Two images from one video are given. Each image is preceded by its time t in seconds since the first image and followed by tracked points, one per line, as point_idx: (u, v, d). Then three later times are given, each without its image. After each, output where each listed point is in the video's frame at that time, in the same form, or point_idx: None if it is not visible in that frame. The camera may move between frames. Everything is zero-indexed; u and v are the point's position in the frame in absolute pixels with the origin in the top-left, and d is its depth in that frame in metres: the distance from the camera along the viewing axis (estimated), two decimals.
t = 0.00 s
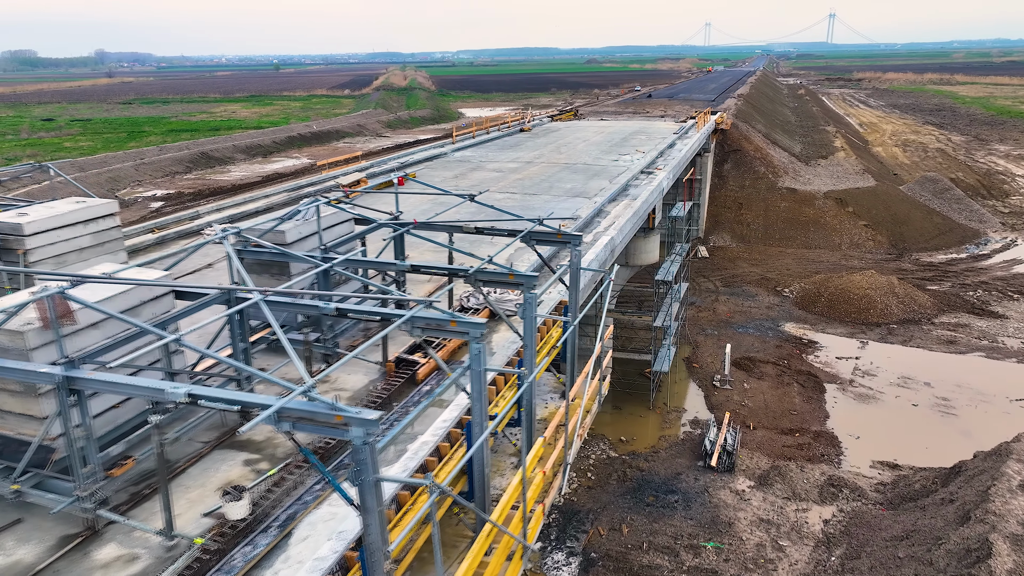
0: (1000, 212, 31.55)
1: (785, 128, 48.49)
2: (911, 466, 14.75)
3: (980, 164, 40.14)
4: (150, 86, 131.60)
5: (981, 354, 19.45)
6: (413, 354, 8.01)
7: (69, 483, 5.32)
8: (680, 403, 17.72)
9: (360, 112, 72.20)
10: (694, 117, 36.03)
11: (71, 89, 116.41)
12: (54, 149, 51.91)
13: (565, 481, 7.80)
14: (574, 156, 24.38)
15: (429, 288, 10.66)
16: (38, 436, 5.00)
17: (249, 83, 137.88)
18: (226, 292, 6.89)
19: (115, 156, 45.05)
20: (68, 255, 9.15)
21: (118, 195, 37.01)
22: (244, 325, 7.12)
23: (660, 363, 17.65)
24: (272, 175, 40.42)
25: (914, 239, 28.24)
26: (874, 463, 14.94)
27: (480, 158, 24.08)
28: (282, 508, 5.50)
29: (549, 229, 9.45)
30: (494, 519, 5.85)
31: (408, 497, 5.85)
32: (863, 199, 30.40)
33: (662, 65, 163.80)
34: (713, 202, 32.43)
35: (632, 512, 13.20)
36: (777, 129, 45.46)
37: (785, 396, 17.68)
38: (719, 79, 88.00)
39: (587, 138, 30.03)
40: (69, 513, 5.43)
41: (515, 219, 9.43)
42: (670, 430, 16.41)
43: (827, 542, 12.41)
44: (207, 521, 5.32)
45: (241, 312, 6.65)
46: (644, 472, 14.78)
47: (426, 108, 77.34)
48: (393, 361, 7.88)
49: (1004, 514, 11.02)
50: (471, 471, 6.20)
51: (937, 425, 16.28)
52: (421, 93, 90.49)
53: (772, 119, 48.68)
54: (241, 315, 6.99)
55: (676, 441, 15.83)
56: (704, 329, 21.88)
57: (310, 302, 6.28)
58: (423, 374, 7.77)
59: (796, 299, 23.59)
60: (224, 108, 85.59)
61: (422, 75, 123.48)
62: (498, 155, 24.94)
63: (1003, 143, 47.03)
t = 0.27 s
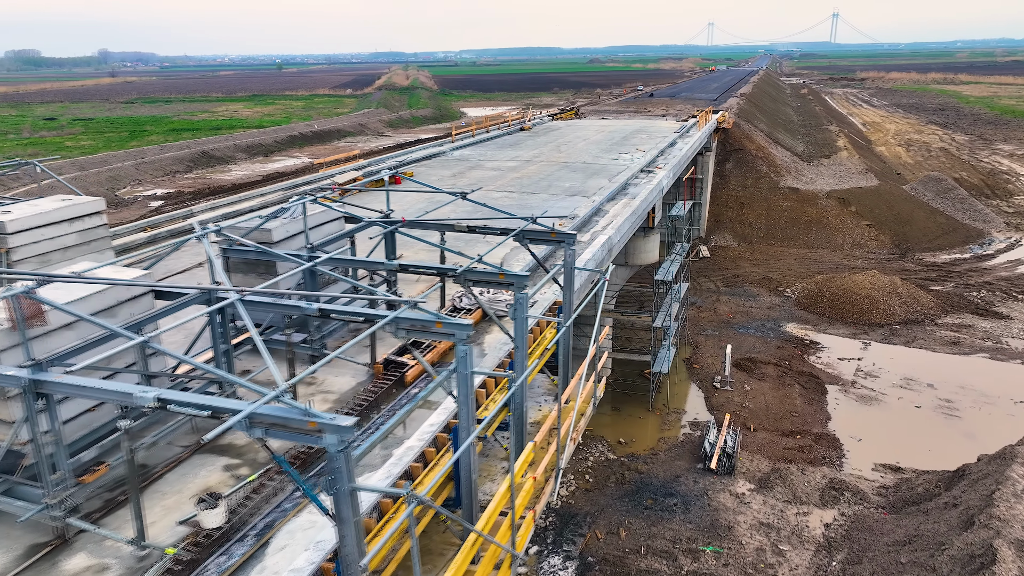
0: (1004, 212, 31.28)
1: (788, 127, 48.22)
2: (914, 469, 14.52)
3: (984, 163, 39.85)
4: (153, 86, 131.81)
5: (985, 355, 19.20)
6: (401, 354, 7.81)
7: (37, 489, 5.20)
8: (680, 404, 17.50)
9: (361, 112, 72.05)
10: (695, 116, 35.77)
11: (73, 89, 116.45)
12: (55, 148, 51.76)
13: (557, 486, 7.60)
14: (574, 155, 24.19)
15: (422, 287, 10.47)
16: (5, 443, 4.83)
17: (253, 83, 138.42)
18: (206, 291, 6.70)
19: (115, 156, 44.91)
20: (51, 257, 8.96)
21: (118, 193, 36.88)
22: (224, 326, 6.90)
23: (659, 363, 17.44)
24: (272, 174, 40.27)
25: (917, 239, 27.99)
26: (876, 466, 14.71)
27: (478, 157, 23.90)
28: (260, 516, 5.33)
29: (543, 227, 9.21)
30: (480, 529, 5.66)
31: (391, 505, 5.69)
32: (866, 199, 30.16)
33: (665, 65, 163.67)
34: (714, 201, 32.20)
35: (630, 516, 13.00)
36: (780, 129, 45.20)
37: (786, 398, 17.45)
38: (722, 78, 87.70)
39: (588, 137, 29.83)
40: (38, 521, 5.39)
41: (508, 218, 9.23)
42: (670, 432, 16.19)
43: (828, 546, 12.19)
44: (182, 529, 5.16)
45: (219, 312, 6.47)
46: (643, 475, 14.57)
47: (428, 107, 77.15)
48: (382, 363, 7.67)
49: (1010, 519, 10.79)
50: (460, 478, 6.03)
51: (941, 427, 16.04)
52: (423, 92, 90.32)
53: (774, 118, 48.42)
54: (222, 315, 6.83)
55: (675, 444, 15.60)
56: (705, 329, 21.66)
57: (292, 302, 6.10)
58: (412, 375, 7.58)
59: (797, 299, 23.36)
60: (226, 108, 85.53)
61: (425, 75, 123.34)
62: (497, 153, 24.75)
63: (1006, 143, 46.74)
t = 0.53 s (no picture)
0: (1008, 212, 30.96)
1: (791, 127, 47.93)
2: (917, 472, 14.27)
3: (989, 163, 39.51)
4: (156, 86, 131.84)
5: (989, 357, 18.94)
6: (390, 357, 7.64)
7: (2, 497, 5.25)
8: (680, 406, 17.28)
9: (363, 111, 71.88)
10: (697, 115, 35.55)
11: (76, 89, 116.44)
12: (57, 148, 51.68)
13: (548, 493, 7.41)
14: (574, 154, 24.00)
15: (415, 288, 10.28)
16: None
17: (256, 82, 138.38)
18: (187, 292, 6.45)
19: (116, 155, 44.80)
20: (36, 256, 8.80)
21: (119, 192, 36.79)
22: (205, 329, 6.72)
23: (658, 365, 17.23)
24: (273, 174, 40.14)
25: (921, 239, 27.71)
26: (878, 469, 14.47)
27: (478, 156, 23.72)
28: (235, 527, 5.21)
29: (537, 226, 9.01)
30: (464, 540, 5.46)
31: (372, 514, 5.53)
32: (869, 199, 29.89)
33: (668, 65, 163.35)
34: (716, 201, 31.97)
35: (628, 520, 12.80)
36: (783, 128, 44.89)
37: (788, 400, 17.22)
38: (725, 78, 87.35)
39: (588, 136, 29.62)
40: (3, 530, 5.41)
41: (501, 216, 9.04)
42: (669, 435, 15.98)
43: (829, 551, 11.95)
44: (154, 540, 5.03)
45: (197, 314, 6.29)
46: (642, 478, 14.36)
47: (430, 107, 76.95)
48: (369, 365, 7.48)
49: (1014, 524, 10.55)
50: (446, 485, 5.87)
51: (944, 430, 15.80)
52: (425, 92, 90.10)
53: (777, 118, 48.12)
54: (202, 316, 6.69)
55: (675, 446, 15.39)
56: (706, 330, 21.45)
57: (274, 304, 5.90)
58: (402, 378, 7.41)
59: (799, 300, 23.12)
60: (228, 107, 85.55)
61: (427, 74, 123.14)
62: (496, 152, 24.57)
63: (1011, 142, 46.37)
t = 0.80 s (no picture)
0: (1013, 213, 30.67)
1: (794, 126, 47.64)
2: (921, 476, 14.02)
3: (993, 163, 39.19)
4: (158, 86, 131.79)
5: (994, 359, 18.68)
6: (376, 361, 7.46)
7: None
8: (680, 408, 17.05)
9: (364, 111, 71.69)
10: (698, 115, 35.31)
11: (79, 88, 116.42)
12: (57, 147, 51.49)
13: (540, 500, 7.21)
14: (574, 154, 23.79)
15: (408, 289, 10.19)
16: None
17: (258, 83, 138.28)
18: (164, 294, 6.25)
19: (116, 154, 44.62)
20: (19, 254, 8.59)
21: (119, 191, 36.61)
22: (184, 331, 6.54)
23: (658, 366, 16.98)
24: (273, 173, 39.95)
25: (924, 239, 27.44)
26: (881, 473, 14.22)
27: (477, 155, 23.52)
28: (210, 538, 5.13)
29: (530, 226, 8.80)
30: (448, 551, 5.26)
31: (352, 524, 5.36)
32: (872, 198, 29.62)
33: (670, 65, 163.05)
34: (717, 201, 31.72)
35: (625, 525, 12.60)
36: (785, 128, 44.59)
37: (789, 402, 16.98)
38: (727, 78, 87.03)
39: (589, 135, 29.39)
40: None
41: (493, 216, 8.87)
42: (669, 438, 15.75)
43: (831, 557, 11.70)
44: (124, 552, 4.90)
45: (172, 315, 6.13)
46: (640, 481, 14.13)
47: (432, 106, 76.73)
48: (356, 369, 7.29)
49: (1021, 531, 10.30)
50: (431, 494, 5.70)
51: (947, 433, 15.56)
52: (427, 91, 89.86)
53: (779, 117, 47.83)
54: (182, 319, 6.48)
55: (674, 449, 15.16)
56: (706, 331, 21.21)
57: (252, 306, 5.68)
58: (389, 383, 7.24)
59: (801, 300, 22.88)
60: (230, 106, 85.47)
61: (429, 74, 122.95)
62: (495, 152, 24.36)
63: (1016, 142, 46.02)
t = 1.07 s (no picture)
0: (1017, 213, 30.36)
1: (796, 126, 47.33)
2: (925, 481, 13.76)
3: (997, 163, 38.87)
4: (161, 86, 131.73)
5: (998, 360, 18.41)
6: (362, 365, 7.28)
7: None
8: (680, 411, 16.80)
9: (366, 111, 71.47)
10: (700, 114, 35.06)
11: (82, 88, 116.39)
12: (58, 146, 51.28)
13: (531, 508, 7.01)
14: (573, 153, 23.57)
15: (399, 290, 10.07)
16: None
17: (261, 82, 138.19)
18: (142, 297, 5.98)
19: (117, 154, 44.42)
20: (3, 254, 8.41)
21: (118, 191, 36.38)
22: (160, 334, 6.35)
23: (658, 368, 16.72)
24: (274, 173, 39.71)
25: (928, 239, 27.17)
26: (884, 477, 13.96)
27: (476, 154, 23.32)
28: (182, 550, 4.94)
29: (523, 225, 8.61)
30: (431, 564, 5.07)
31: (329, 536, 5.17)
32: (875, 198, 29.35)
33: (673, 65, 162.74)
34: (719, 200, 31.46)
35: (623, 529, 12.38)
36: (788, 127, 44.29)
37: (791, 405, 16.73)
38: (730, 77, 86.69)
39: (590, 134, 29.15)
40: None
41: (486, 215, 8.68)
42: (668, 441, 15.51)
43: (833, 563, 11.45)
44: (91, 565, 4.86)
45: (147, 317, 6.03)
46: (640, 485, 13.90)
47: (433, 106, 76.50)
48: (342, 372, 7.11)
49: None
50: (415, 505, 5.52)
51: (951, 436, 15.30)
52: (428, 91, 89.62)
53: (782, 117, 47.52)
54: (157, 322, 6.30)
55: (674, 452, 14.93)
56: (707, 332, 20.97)
57: (231, 309, 5.47)
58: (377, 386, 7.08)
59: (803, 301, 22.62)
60: (234, 106, 85.25)
61: (431, 74, 122.76)
62: (495, 151, 24.15)
63: (1020, 142, 45.67)
